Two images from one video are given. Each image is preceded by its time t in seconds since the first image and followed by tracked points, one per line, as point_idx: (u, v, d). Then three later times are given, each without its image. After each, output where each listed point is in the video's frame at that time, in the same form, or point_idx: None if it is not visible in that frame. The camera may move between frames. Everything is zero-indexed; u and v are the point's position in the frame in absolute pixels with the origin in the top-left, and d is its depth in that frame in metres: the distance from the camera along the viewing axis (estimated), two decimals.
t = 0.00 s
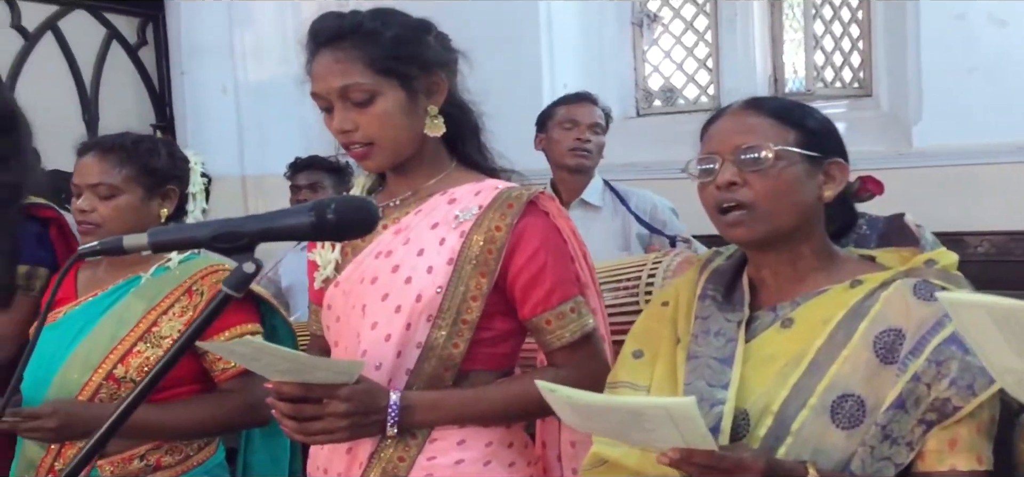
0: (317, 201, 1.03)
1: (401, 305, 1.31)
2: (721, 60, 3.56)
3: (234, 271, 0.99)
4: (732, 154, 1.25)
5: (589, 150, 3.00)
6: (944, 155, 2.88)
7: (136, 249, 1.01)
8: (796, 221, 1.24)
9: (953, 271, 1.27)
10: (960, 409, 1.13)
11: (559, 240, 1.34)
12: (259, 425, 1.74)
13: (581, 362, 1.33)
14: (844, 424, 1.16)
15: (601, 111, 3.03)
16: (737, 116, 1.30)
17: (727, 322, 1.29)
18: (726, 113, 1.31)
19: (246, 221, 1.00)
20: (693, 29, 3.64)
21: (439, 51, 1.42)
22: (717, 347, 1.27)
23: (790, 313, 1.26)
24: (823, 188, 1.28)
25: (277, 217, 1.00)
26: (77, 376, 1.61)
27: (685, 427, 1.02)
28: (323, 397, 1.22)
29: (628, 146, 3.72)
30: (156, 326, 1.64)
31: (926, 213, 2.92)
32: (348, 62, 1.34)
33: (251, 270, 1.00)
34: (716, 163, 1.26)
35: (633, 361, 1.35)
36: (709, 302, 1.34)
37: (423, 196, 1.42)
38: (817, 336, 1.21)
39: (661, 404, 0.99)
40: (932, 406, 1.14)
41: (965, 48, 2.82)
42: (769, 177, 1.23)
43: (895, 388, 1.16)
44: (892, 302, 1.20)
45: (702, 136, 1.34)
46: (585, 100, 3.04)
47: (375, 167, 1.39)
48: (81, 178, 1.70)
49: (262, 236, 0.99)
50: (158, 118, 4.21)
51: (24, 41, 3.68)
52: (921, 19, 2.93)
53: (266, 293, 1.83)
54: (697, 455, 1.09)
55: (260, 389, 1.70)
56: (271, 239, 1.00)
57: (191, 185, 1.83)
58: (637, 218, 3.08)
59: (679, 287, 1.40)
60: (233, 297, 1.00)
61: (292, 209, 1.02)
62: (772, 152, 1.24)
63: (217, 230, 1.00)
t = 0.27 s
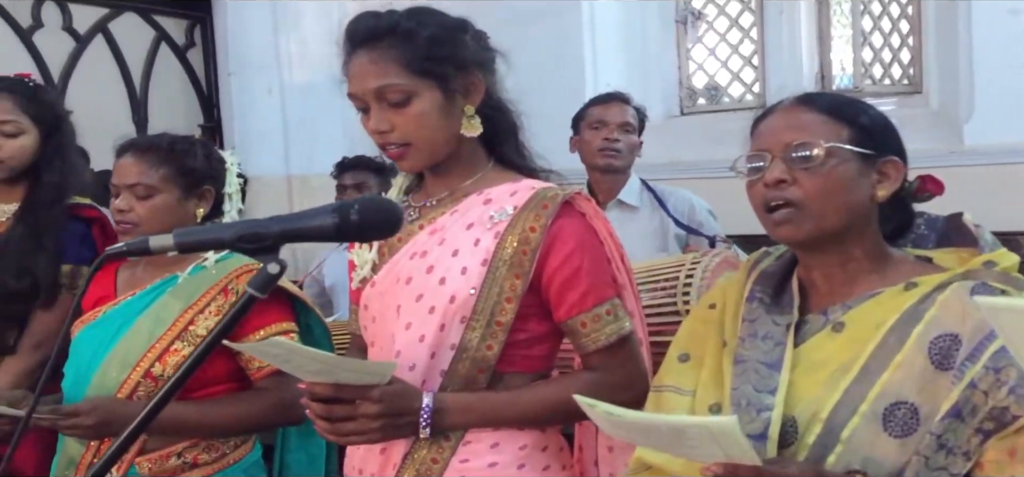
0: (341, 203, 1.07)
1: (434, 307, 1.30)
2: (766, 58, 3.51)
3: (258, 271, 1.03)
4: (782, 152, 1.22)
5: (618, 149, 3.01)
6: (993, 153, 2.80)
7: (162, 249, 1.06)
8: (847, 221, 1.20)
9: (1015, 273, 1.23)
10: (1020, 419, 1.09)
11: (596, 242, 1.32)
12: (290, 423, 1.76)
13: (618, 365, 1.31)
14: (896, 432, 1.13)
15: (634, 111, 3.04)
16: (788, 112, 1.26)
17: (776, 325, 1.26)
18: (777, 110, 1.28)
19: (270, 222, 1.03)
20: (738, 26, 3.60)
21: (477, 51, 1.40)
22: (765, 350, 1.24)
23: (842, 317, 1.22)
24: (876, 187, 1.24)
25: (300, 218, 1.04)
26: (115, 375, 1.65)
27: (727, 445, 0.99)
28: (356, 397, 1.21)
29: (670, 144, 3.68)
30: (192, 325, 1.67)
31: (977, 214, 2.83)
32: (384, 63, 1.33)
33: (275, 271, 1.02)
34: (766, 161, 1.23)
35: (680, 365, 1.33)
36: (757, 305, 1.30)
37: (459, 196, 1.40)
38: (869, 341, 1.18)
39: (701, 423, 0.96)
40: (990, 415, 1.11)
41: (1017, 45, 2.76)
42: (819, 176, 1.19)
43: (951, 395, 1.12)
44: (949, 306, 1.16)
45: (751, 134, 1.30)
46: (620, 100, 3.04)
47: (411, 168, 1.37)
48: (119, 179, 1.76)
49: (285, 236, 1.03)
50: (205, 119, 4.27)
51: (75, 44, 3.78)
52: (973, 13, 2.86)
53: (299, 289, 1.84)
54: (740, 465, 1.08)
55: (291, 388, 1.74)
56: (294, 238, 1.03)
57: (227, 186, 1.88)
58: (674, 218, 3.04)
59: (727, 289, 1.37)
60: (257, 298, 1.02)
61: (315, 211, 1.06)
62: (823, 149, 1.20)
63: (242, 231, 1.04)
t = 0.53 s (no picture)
0: (366, 200, 1.11)
1: (466, 302, 1.30)
2: (812, 53, 3.45)
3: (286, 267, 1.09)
4: (822, 147, 1.19)
5: (651, 146, 2.99)
6: None
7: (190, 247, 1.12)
8: (887, 218, 1.18)
9: None
10: None
11: (628, 239, 1.31)
12: (326, 418, 1.77)
13: (651, 363, 1.29)
14: (938, 435, 1.11)
15: (670, 107, 3.01)
16: (830, 107, 1.23)
17: (815, 325, 1.23)
18: (817, 104, 1.25)
19: (295, 219, 1.09)
20: (784, 21, 3.55)
21: (511, 47, 1.39)
22: (803, 350, 1.21)
23: (883, 316, 1.19)
24: (919, 183, 1.21)
25: (325, 216, 1.09)
26: (155, 368, 1.71)
27: (760, 434, 0.97)
28: (386, 392, 1.21)
29: (712, 141, 3.64)
30: (228, 320, 1.73)
31: None
32: (416, 58, 1.32)
33: (303, 267, 1.10)
34: (805, 157, 1.20)
35: (717, 365, 1.31)
36: (797, 304, 1.27)
37: (491, 193, 1.40)
38: (910, 342, 1.15)
39: (734, 407, 0.94)
40: None
41: None
42: (860, 172, 1.16)
43: (995, 397, 1.08)
44: (994, 306, 1.13)
45: (791, 128, 1.28)
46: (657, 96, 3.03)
47: (443, 162, 1.36)
48: (159, 176, 1.86)
49: (311, 233, 1.09)
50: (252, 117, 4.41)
51: (125, 44, 3.86)
52: None
53: (335, 286, 1.86)
54: (773, 460, 1.04)
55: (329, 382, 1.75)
56: (321, 236, 1.09)
57: (264, 183, 1.97)
58: (714, 216, 3.01)
59: (767, 288, 1.34)
60: (285, 295, 1.10)
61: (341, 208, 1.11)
62: (865, 144, 1.17)
63: (270, 229, 1.10)
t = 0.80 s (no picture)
0: (394, 197, 1.13)
1: (495, 299, 1.30)
2: (857, 48, 3.40)
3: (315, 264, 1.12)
4: (847, 143, 1.19)
5: (684, 141, 2.98)
6: None
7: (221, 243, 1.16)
8: (913, 216, 1.16)
9: None
10: None
11: (657, 236, 1.31)
12: (359, 414, 1.79)
13: (680, 362, 1.29)
14: (966, 436, 1.09)
15: (705, 103, 2.99)
16: (855, 102, 1.23)
17: (837, 324, 1.22)
18: (843, 100, 1.25)
19: (326, 216, 1.12)
20: (828, 15, 3.50)
21: (541, 44, 1.40)
22: (827, 351, 1.20)
23: (908, 316, 1.18)
24: (946, 181, 1.19)
25: (355, 213, 1.12)
26: (193, 363, 1.75)
27: (791, 445, 0.96)
28: (415, 388, 1.23)
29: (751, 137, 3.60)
30: (264, 315, 1.77)
31: None
32: (447, 56, 1.33)
33: (331, 263, 1.12)
34: (829, 153, 1.20)
35: (736, 365, 1.30)
36: (819, 303, 1.26)
37: (521, 190, 1.41)
38: (936, 343, 1.14)
39: (766, 421, 0.94)
40: None
41: None
42: (886, 168, 1.15)
43: None
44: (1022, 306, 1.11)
45: (817, 125, 1.28)
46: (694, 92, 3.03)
47: (474, 160, 1.37)
48: (197, 174, 1.90)
49: (341, 229, 1.11)
50: (294, 114, 4.47)
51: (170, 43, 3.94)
52: None
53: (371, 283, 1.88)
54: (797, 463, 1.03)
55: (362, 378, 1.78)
56: (350, 232, 1.12)
57: (300, 180, 2.01)
58: (753, 211, 3.00)
59: (787, 286, 1.34)
60: (315, 291, 1.12)
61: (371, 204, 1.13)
62: (891, 141, 1.16)
63: (300, 225, 1.12)
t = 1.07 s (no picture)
0: (425, 193, 1.15)
1: (526, 296, 1.31)
2: (898, 44, 3.36)
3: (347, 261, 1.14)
4: (866, 142, 1.17)
5: (715, 139, 2.96)
6: None
7: (255, 239, 1.18)
8: (932, 215, 1.15)
9: None
10: None
11: (689, 235, 1.31)
12: (390, 410, 1.81)
13: (710, 359, 1.29)
14: (987, 435, 1.09)
15: (741, 101, 2.96)
16: (872, 101, 1.21)
17: (857, 323, 1.21)
18: (860, 98, 1.23)
19: (357, 213, 1.14)
20: (869, 10, 3.47)
21: (574, 41, 1.40)
22: (846, 351, 1.19)
23: (926, 315, 1.17)
24: (965, 180, 1.18)
25: (386, 210, 1.14)
26: (231, 358, 1.78)
27: (822, 442, 0.96)
28: (446, 384, 1.23)
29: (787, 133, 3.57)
30: (299, 310, 1.80)
31: None
32: (481, 54, 1.33)
33: (363, 260, 1.15)
34: (847, 151, 1.18)
35: (753, 363, 1.27)
36: (837, 302, 1.25)
37: (552, 187, 1.41)
38: (957, 341, 1.13)
39: (799, 417, 0.94)
40: None
41: None
42: (906, 168, 1.14)
43: None
44: None
45: (833, 123, 1.26)
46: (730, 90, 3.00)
47: (508, 158, 1.38)
48: (234, 171, 1.93)
49: (372, 227, 1.14)
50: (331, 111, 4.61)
51: (209, 40, 4.09)
52: None
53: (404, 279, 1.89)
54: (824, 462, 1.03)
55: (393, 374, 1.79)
56: (381, 229, 1.14)
57: (335, 177, 2.03)
58: (790, 212, 2.96)
59: (803, 285, 1.32)
60: (347, 287, 1.15)
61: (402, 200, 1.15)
62: (909, 140, 1.15)
63: (332, 222, 1.15)
